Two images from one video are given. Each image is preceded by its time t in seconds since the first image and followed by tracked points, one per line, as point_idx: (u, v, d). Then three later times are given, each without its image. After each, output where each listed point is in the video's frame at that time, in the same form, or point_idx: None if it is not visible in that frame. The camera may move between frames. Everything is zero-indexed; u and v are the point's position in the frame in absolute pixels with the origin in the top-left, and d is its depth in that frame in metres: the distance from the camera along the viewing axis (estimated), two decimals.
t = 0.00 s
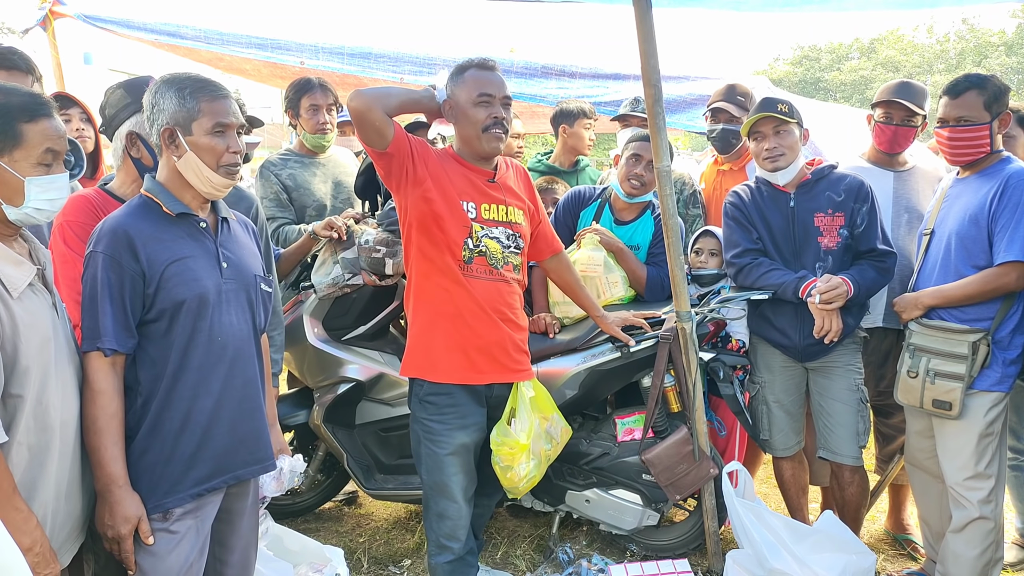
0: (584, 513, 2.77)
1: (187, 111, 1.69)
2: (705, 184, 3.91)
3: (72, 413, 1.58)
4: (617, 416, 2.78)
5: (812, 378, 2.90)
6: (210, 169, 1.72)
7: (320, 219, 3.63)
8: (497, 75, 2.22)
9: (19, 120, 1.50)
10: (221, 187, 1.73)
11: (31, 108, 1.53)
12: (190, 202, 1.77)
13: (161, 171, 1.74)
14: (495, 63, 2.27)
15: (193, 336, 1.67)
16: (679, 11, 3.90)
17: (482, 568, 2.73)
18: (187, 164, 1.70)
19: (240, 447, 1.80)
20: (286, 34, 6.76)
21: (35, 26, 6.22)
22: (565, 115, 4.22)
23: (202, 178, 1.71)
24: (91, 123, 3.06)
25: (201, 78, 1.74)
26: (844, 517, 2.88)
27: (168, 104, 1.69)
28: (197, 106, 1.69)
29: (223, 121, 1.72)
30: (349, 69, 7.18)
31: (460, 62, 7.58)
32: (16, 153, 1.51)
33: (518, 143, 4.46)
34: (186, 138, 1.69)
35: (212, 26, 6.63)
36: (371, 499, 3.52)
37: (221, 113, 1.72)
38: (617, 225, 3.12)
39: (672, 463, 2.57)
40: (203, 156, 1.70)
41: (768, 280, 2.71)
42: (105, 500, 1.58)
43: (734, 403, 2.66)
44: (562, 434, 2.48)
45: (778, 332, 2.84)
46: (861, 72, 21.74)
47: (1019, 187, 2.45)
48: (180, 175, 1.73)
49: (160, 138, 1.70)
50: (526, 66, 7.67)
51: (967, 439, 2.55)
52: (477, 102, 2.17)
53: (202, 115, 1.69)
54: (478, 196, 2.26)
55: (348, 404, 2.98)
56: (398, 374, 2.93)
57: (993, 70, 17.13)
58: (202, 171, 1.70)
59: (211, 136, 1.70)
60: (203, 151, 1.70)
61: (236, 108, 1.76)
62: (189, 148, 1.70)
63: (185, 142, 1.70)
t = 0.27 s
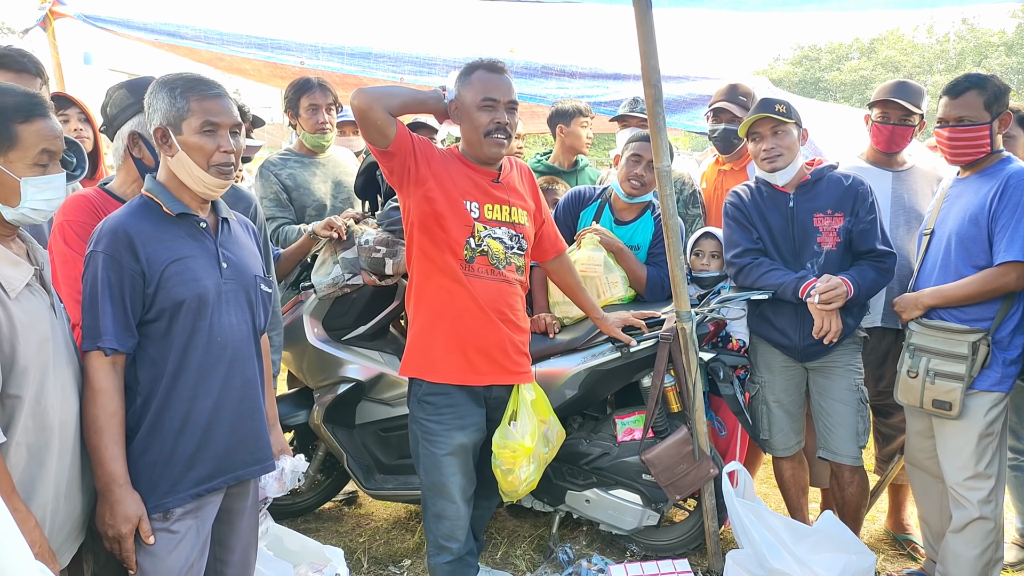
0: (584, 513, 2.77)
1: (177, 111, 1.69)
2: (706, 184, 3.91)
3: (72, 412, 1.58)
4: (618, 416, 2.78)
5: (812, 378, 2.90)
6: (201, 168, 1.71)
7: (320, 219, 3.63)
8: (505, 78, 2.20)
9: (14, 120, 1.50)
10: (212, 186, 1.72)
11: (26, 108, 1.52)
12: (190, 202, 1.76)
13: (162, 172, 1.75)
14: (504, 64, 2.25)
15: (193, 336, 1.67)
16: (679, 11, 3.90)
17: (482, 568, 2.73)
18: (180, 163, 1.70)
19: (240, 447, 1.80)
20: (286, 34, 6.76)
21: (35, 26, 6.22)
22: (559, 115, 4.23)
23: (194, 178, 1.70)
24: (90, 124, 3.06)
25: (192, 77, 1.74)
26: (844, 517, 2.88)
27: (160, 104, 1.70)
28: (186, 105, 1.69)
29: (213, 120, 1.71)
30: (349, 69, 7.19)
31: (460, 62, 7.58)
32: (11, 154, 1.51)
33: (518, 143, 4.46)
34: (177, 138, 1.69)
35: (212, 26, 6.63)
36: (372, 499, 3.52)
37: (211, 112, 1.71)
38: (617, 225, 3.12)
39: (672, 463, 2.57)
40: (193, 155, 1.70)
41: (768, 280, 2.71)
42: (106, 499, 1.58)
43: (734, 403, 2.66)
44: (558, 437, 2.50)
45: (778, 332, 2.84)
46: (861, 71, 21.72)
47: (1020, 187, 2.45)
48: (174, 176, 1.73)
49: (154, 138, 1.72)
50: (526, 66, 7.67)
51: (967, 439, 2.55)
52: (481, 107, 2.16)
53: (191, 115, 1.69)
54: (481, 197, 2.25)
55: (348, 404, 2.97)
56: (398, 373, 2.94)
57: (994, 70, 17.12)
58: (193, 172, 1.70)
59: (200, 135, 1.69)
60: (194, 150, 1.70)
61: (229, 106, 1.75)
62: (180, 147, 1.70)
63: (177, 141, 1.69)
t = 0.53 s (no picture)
0: (584, 513, 2.77)
1: (174, 111, 1.69)
2: (707, 184, 3.90)
3: (72, 412, 1.58)
4: (618, 416, 2.78)
5: (812, 378, 2.90)
6: (199, 168, 1.71)
7: (320, 219, 3.63)
8: (501, 76, 2.20)
9: (11, 120, 1.50)
10: (210, 185, 1.72)
11: (22, 108, 1.52)
12: (190, 202, 1.76)
13: (162, 173, 1.75)
14: (500, 62, 2.25)
15: (193, 336, 1.67)
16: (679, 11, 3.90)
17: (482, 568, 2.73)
18: (178, 162, 1.70)
19: (241, 447, 1.80)
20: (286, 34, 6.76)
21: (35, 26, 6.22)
22: (558, 115, 4.22)
23: (192, 177, 1.70)
24: (89, 124, 3.06)
25: (188, 77, 1.74)
26: (844, 517, 2.88)
27: (157, 105, 1.70)
28: (183, 105, 1.69)
29: (210, 119, 1.70)
30: (349, 69, 7.19)
31: (460, 62, 7.58)
32: (8, 155, 1.51)
33: (517, 143, 4.46)
34: (175, 138, 1.70)
35: (211, 26, 6.63)
36: (372, 499, 3.52)
37: (208, 111, 1.71)
38: (617, 225, 3.12)
39: (672, 463, 2.57)
40: (190, 155, 1.70)
41: (768, 281, 2.71)
42: (106, 500, 1.58)
43: (734, 403, 2.66)
44: (557, 444, 2.49)
45: (779, 332, 2.84)
46: (861, 71, 21.72)
47: (1019, 187, 2.45)
48: (174, 176, 1.73)
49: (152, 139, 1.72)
50: (526, 66, 7.67)
51: (967, 439, 2.55)
52: (472, 104, 2.17)
53: (188, 114, 1.69)
54: (483, 197, 2.26)
55: (348, 404, 2.97)
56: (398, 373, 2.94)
57: (994, 70, 17.12)
58: (191, 172, 1.70)
59: (197, 134, 1.69)
60: (191, 149, 1.70)
61: (227, 105, 1.75)
62: (178, 146, 1.70)
63: (175, 141, 1.70)
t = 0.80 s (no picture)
0: (584, 513, 2.77)
1: (174, 111, 1.69)
2: (707, 184, 3.90)
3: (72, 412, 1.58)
4: (618, 416, 2.78)
5: (812, 378, 2.90)
6: (200, 167, 1.71)
7: (320, 219, 3.63)
8: (499, 74, 2.20)
9: (12, 120, 1.50)
10: (211, 185, 1.72)
11: (24, 108, 1.52)
12: (191, 201, 1.76)
13: (163, 172, 1.75)
14: (498, 62, 2.26)
15: (193, 336, 1.67)
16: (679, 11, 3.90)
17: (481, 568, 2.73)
18: (178, 162, 1.71)
19: (240, 447, 1.80)
20: (286, 34, 6.77)
21: (34, 26, 6.21)
22: (558, 115, 4.22)
23: (192, 177, 1.71)
24: (90, 124, 3.06)
25: (188, 76, 1.74)
26: (844, 517, 2.88)
27: (158, 104, 1.70)
28: (184, 104, 1.69)
29: (210, 117, 1.70)
30: (349, 69, 7.20)
31: (460, 62, 7.58)
32: (10, 154, 1.51)
33: (517, 143, 4.46)
34: (175, 137, 1.70)
35: (212, 26, 6.63)
36: (372, 499, 3.52)
37: (209, 109, 1.70)
38: (617, 225, 3.12)
39: (672, 463, 2.57)
40: (191, 154, 1.70)
41: (768, 281, 2.70)
42: (106, 500, 1.58)
43: (734, 403, 2.66)
44: (558, 441, 2.50)
45: (778, 332, 2.84)
46: (862, 71, 21.72)
47: (1018, 186, 2.45)
48: (174, 175, 1.73)
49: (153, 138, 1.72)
50: (526, 66, 7.67)
51: (967, 439, 2.55)
52: (465, 104, 2.18)
53: (188, 113, 1.69)
54: (483, 197, 2.25)
55: (348, 404, 2.97)
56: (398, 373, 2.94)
57: (994, 70, 17.13)
58: (192, 171, 1.70)
59: (197, 133, 1.69)
60: (191, 148, 1.70)
61: (226, 104, 1.75)
62: (178, 146, 1.70)
63: (175, 141, 1.70)
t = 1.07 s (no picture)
0: (584, 513, 2.77)
1: (173, 110, 1.69)
2: (707, 184, 3.90)
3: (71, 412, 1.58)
4: (617, 416, 2.78)
5: (812, 378, 2.90)
6: (199, 166, 1.71)
7: (320, 219, 3.63)
8: (502, 75, 2.19)
9: (14, 119, 1.50)
10: (210, 185, 1.72)
11: (26, 107, 1.53)
12: (191, 201, 1.76)
13: (162, 172, 1.74)
14: (505, 64, 2.25)
15: (192, 335, 1.67)
16: (678, 11, 3.90)
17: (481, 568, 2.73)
18: (177, 161, 1.71)
19: (239, 448, 1.80)
20: (285, 34, 6.77)
21: (35, 26, 6.21)
22: (558, 115, 4.22)
23: (191, 176, 1.71)
24: (92, 123, 3.06)
25: (187, 76, 1.73)
26: (844, 517, 2.88)
27: (157, 104, 1.70)
28: (183, 104, 1.69)
29: (209, 117, 1.70)
30: (349, 69, 7.19)
31: (460, 62, 7.57)
32: (11, 152, 1.51)
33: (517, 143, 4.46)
34: (175, 137, 1.70)
35: (211, 26, 6.63)
36: (372, 499, 3.52)
37: (208, 109, 1.71)
38: (617, 225, 3.12)
39: (671, 463, 2.57)
40: (190, 154, 1.70)
41: (768, 281, 2.71)
42: (105, 499, 1.58)
43: (733, 403, 2.66)
44: (557, 438, 2.51)
45: (779, 332, 2.84)
46: (862, 71, 21.71)
47: (1017, 186, 2.45)
48: (172, 175, 1.73)
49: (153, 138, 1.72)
50: (526, 66, 7.67)
51: (966, 439, 2.54)
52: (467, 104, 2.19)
53: (187, 113, 1.69)
54: (481, 197, 2.25)
55: (348, 404, 2.97)
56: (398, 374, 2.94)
57: (994, 70, 17.12)
58: (191, 170, 1.70)
59: (195, 133, 1.69)
60: (190, 148, 1.70)
61: (225, 104, 1.75)
62: (177, 145, 1.70)
63: (174, 140, 1.70)
